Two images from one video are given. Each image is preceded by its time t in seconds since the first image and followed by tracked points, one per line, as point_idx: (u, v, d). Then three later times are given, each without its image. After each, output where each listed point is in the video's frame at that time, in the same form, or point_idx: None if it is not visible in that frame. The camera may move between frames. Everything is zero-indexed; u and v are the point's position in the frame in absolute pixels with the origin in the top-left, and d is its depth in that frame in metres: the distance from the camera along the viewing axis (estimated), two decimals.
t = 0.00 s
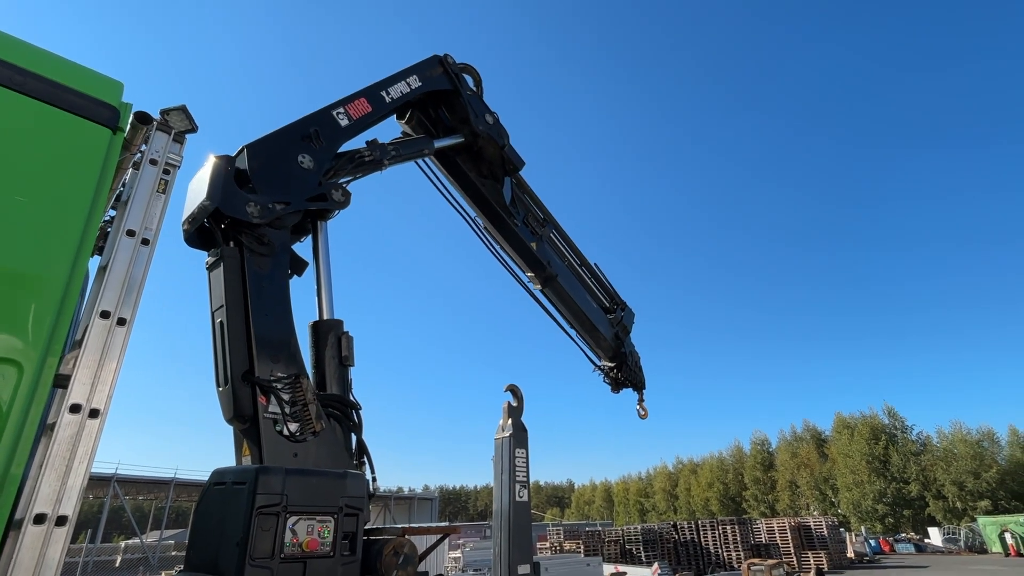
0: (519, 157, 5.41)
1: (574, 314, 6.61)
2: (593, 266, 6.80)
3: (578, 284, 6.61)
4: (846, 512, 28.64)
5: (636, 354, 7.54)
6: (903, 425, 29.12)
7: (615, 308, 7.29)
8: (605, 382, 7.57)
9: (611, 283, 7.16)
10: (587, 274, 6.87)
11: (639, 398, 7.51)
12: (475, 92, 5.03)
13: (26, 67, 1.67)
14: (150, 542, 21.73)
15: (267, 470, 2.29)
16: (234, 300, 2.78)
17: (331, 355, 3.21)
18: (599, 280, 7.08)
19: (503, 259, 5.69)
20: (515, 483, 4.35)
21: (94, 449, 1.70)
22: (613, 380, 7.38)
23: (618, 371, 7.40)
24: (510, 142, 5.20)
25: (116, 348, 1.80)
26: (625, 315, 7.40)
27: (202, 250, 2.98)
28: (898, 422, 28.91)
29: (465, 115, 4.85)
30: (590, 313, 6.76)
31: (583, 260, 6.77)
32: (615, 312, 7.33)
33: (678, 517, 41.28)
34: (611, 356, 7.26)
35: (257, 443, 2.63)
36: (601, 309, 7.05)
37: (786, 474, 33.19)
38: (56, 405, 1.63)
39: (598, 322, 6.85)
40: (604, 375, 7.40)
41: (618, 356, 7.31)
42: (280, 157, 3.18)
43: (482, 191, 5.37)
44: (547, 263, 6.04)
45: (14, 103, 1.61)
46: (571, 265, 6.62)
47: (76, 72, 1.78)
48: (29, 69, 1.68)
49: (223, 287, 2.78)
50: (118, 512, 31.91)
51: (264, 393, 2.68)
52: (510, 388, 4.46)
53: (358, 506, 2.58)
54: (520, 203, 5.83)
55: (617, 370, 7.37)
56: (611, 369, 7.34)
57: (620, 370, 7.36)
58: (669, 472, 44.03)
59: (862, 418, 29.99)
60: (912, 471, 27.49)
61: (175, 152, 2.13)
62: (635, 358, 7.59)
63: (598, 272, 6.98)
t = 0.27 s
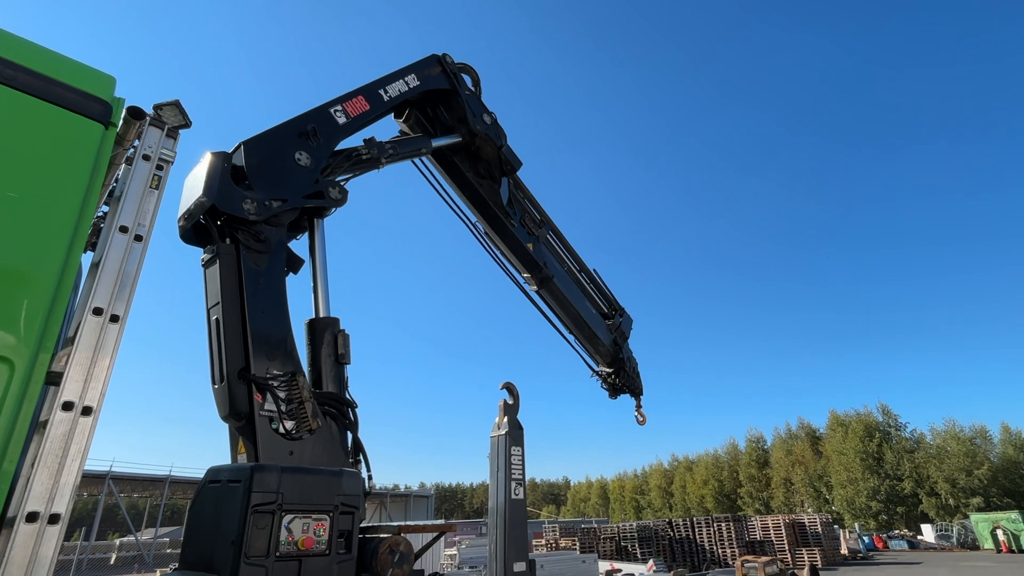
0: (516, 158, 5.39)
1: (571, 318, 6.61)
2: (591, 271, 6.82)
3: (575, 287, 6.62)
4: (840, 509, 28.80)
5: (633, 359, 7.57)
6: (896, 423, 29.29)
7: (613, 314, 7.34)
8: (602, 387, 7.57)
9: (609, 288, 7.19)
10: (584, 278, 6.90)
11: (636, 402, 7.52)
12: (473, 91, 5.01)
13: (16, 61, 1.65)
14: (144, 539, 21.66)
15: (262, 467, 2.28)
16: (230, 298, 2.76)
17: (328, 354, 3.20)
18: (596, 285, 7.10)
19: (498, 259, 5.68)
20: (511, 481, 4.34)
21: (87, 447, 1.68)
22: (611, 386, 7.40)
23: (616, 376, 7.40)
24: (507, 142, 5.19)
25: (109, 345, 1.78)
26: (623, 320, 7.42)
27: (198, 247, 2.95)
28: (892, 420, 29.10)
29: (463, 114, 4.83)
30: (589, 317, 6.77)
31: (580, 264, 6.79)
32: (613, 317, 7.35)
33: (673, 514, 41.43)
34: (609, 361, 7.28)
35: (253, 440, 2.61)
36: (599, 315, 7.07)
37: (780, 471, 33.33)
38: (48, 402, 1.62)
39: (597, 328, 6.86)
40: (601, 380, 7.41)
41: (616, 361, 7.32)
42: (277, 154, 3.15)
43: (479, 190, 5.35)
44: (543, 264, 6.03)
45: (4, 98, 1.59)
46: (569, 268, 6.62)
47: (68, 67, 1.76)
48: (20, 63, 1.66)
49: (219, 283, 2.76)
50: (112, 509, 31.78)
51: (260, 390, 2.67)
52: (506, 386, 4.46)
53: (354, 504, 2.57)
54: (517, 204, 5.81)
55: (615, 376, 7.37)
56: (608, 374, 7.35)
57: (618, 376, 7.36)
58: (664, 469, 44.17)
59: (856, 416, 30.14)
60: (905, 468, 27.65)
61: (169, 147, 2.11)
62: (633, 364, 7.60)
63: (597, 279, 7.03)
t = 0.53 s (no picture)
0: (512, 154, 5.39)
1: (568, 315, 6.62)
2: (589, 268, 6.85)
3: (571, 283, 6.64)
4: (834, 507, 28.97)
5: (632, 358, 7.59)
6: (890, 421, 29.47)
7: (611, 312, 7.38)
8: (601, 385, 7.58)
9: (606, 287, 7.22)
10: (582, 275, 6.93)
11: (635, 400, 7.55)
12: (468, 87, 5.00)
13: (10, 56, 1.64)
14: (141, 537, 21.62)
15: (257, 464, 2.28)
16: (226, 295, 2.76)
17: (323, 351, 3.20)
18: (594, 283, 7.13)
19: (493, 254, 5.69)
20: (507, 477, 4.36)
21: (81, 443, 1.68)
22: (610, 384, 7.41)
23: (615, 374, 7.41)
24: (502, 138, 5.19)
25: (103, 343, 1.78)
26: (621, 318, 7.45)
27: (192, 244, 2.94)
28: (886, 418, 29.27)
29: (458, 110, 4.83)
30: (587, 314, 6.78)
31: (576, 260, 6.81)
32: (611, 315, 7.38)
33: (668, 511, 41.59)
34: (608, 359, 7.30)
35: (247, 438, 2.61)
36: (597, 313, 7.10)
37: (775, 469, 33.50)
38: (42, 398, 1.62)
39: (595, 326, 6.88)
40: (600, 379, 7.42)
41: (615, 359, 7.34)
42: (271, 150, 3.15)
43: (473, 185, 5.35)
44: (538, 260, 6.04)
45: None
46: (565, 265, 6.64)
47: (62, 62, 1.75)
48: (15, 59, 1.65)
49: (214, 281, 2.75)
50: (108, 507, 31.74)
51: (255, 387, 2.67)
52: (502, 384, 4.46)
53: (349, 501, 2.58)
54: (512, 199, 5.81)
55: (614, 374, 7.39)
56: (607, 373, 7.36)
57: (616, 374, 7.38)
58: (660, 467, 44.33)
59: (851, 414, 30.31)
60: (899, 466, 27.84)
61: (164, 144, 2.11)
62: (631, 362, 7.63)
63: (595, 277, 7.08)
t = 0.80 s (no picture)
0: (509, 153, 5.38)
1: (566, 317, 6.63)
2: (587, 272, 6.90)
3: (570, 286, 6.65)
4: (829, 504, 29.11)
5: (631, 363, 7.61)
6: (885, 419, 29.63)
7: (611, 317, 7.41)
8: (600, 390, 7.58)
9: (606, 292, 7.25)
10: (581, 280, 6.97)
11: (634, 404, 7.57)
12: (466, 86, 4.99)
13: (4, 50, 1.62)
14: (136, 535, 21.55)
15: (253, 461, 2.27)
16: (222, 292, 2.74)
17: (319, 350, 3.19)
18: (595, 288, 7.17)
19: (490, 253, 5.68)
20: (503, 475, 4.36)
21: (74, 441, 1.67)
22: (609, 389, 7.41)
23: (615, 379, 7.41)
24: (501, 137, 5.17)
25: (96, 339, 1.76)
26: (621, 323, 7.47)
27: (186, 240, 2.92)
28: (881, 416, 29.43)
29: (456, 109, 4.81)
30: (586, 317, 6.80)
31: (575, 263, 6.83)
32: (611, 320, 7.41)
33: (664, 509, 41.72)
34: (607, 364, 7.30)
35: (244, 435, 2.60)
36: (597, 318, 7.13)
37: (771, 467, 33.61)
38: (35, 395, 1.60)
39: (595, 330, 6.90)
40: (600, 383, 7.42)
41: (614, 364, 7.35)
42: (269, 147, 3.13)
43: (471, 184, 5.35)
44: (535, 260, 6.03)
45: None
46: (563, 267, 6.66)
47: (55, 56, 1.73)
48: (9, 52, 1.63)
49: (210, 278, 2.74)
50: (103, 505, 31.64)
51: (251, 384, 2.66)
52: (499, 381, 4.46)
53: (345, 498, 2.57)
54: (509, 199, 5.81)
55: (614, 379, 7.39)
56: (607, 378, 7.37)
57: (616, 378, 7.38)
58: (656, 465, 44.43)
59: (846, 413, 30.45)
60: (894, 464, 28.00)
61: (158, 138, 2.09)
62: (631, 367, 7.65)
63: (595, 282, 7.11)
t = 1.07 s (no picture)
0: (506, 149, 5.38)
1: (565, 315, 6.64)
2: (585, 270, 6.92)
3: (568, 284, 6.66)
4: (824, 503, 29.23)
5: (631, 361, 7.62)
6: (880, 417, 29.75)
7: (610, 316, 7.42)
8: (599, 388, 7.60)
9: (606, 291, 7.26)
10: (580, 278, 6.98)
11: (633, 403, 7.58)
12: (462, 82, 4.98)
13: None
14: (130, 533, 21.46)
15: (247, 459, 2.26)
16: (216, 289, 2.74)
17: (314, 347, 3.18)
18: (594, 287, 7.17)
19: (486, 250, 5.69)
20: (499, 473, 4.37)
21: (67, 437, 1.66)
22: (609, 387, 7.42)
23: (614, 377, 7.43)
24: (497, 133, 5.17)
25: (89, 336, 1.75)
26: (620, 322, 7.48)
27: (181, 237, 2.91)
28: (876, 415, 29.55)
29: (452, 106, 4.81)
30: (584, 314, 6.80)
31: (574, 261, 6.83)
32: (610, 319, 7.42)
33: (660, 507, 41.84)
34: (607, 362, 7.31)
35: (238, 433, 2.60)
36: (597, 317, 7.14)
37: (766, 465, 33.72)
38: (28, 392, 1.59)
39: (594, 329, 6.91)
40: (600, 382, 7.44)
41: (614, 362, 7.36)
42: (263, 143, 3.12)
43: (467, 181, 5.34)
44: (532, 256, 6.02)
45: None
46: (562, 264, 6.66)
47: (49, 52, 1.72)
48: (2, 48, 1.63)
49: (204, 275, 2.73)
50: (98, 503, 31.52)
51: (245, 382, 2.65)
52: (495, 379, 4.47)
53: (339, 495, 2.57)
54: (506, 195, 5.80)
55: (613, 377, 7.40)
56: (606, 377, 7.38)
57: (615, 377, 7.40)
58: (652, 463, 44.53)
59: (841, 411, 30.55)
60: (888, 462, 28.12)
61: (152, 135, 2.08)
62: (630, 366, 7.66)
63: (595, 281, 7.12)
